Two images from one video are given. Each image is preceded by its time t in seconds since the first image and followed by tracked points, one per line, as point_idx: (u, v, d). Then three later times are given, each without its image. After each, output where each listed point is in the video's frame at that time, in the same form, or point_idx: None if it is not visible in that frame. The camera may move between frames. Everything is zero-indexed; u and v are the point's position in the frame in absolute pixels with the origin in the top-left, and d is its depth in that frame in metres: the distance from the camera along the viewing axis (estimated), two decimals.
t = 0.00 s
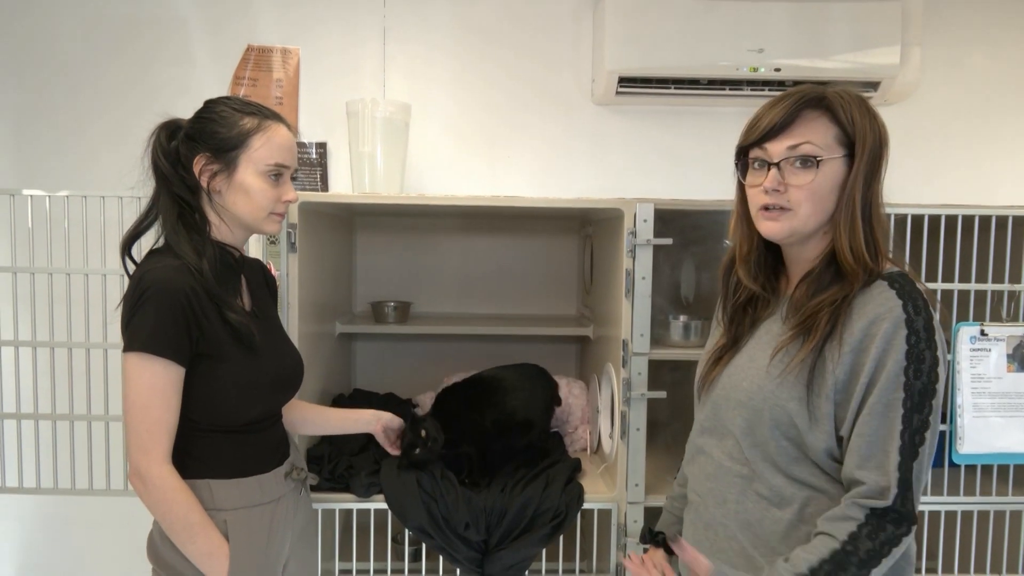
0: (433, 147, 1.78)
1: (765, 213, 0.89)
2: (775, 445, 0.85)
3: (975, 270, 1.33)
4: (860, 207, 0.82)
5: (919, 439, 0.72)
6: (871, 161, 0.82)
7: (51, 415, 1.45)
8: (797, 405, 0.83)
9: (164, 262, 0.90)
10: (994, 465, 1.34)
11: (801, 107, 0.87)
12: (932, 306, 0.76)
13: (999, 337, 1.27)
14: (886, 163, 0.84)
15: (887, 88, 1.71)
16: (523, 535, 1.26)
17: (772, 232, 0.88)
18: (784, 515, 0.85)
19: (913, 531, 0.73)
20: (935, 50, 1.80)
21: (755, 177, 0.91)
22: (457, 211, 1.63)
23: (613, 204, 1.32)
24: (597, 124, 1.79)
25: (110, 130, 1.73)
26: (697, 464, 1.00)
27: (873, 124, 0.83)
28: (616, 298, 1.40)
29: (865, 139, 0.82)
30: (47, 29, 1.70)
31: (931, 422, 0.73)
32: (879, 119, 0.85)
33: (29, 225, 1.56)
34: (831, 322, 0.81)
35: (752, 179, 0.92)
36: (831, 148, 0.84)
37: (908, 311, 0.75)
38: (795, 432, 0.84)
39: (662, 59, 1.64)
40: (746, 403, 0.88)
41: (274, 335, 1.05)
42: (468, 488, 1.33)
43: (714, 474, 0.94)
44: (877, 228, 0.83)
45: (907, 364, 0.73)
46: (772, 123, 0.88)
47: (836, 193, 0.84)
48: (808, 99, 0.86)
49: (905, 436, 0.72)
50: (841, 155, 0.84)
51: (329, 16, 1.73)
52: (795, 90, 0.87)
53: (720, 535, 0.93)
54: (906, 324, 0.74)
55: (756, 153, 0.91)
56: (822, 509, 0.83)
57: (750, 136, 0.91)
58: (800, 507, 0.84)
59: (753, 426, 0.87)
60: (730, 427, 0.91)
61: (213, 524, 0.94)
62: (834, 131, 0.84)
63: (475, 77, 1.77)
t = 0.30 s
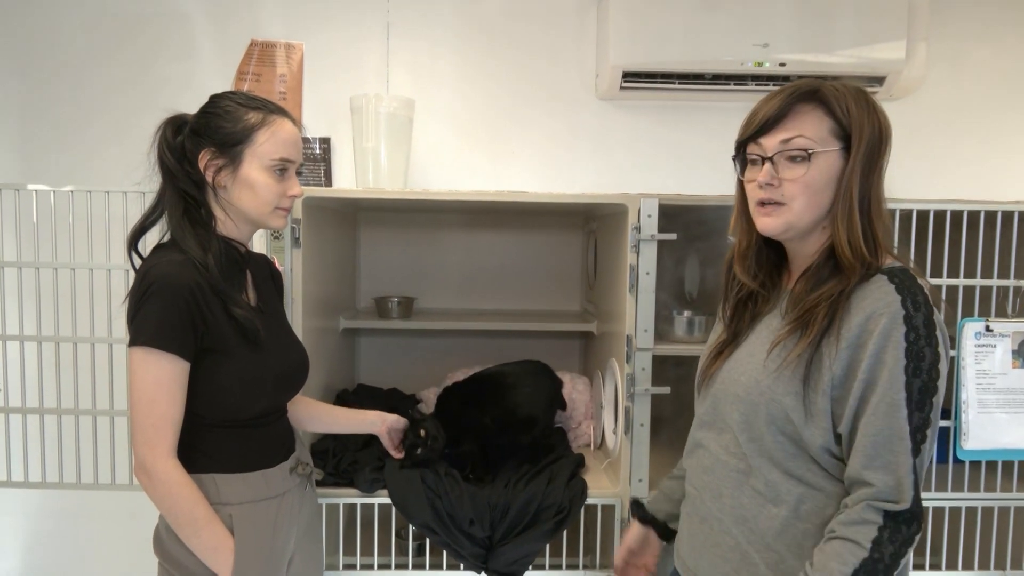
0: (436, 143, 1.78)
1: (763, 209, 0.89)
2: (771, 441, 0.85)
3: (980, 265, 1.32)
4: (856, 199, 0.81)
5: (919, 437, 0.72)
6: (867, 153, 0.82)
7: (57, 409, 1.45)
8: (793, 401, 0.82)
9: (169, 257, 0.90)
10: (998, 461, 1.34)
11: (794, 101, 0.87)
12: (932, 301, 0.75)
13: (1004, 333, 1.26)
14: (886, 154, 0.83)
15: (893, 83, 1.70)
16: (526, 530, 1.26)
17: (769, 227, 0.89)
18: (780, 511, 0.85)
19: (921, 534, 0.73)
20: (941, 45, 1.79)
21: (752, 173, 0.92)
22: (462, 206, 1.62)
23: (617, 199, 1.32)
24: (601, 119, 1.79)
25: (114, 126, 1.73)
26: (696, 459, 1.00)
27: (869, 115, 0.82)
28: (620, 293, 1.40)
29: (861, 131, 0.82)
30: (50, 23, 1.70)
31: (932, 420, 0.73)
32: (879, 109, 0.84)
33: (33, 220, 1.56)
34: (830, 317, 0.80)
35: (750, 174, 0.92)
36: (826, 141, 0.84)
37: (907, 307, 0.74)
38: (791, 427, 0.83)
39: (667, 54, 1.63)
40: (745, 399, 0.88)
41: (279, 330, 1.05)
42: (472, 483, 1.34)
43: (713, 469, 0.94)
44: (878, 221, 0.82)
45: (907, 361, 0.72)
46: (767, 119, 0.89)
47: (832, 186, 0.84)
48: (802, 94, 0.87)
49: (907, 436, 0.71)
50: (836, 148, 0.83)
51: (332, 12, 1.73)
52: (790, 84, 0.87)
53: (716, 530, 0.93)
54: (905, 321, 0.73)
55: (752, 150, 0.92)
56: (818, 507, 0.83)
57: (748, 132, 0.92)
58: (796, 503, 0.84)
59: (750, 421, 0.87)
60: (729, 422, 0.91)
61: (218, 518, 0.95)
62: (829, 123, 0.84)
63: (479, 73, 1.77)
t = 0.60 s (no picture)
0: (438, 143, 1.78)
1: (751, 206, 0.92)
2: (775, 440, 0.86)
3: (984, 260, 1.32)
4: (831, 184, 0.81)
5: (930, 439, 0.71)
6: (840, 137, 0.81)
7: (64, 412, 1.46)
8: (795, 401, 0.83)
9: (174, 259, 0.90)
10: (1004, 456, 1.34)
11: (773, 100, 0.91)
12: (939, 299, 0.75)
13: (1009, 327, 1.26)
14: (870, 138, 0.82)
15: (895, 78, 1.70)
16: (531, 529, 1.26)
17: (753, 221, 0.91)
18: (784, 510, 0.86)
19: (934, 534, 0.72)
20: (943, 41, 1.78)
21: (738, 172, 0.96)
22: (465, 205, 1.62)
23: (620, 197, 1.32)
24: (603, 118, 1.79)
25: (116, 129, 1.73)
26: (698, 456, 1.00)
27: (843, 102, 0.83)
28: (623, 291, 1.40)
29: (832, 117, 0.82)
30: (52, 27, 1.71)
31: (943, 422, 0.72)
32: (862, 97, 0.84)
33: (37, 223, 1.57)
34: (832, 316, 0.81)
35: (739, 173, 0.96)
36: (796, 130, 0.85)
37: (912, 307, 0.73)
38: (795, 428, 0.84)
39: (668, 51, 1.63)
40: (747, 399, 0.88)
41: (284, 331, 1.05)
42: (477, 483, 1.34)
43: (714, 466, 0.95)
44: (864, 207, 0.81)
45: (913, 362, 0.72)
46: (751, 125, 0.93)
47: (809, 171, 0.84)
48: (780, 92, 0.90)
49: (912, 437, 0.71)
50: (810, 135, 0.84)
51: (333, 13, 1.73)
52: (764, 90, 0.92)
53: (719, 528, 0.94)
54: (909, 320, 0.73)
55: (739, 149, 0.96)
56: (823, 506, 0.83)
57: (739, 139, 0.96)
58: (800, 503, 0.84)
59: (754, 422, 0.87)
60: (732, 421, 0.91)
61: (224, 519, 0.95)
62: (802, 114, 0.86)
63: (478, 72, 1.77)
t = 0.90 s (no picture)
0: (439, 142, 1.78)
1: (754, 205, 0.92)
2: (779, 443, 0.86)
3: (987, 258, 1.32)
4: (828, 180, 0.81)
5: (928, 447, 0.71)
6: (835, 131, 0.81)
7: (66, 411, 1.46)
8: (800, 406, 0.82)
9: (177, 259, 0.90)
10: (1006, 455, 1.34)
11: (773, 100, 0.91)
12: (946, 303, 0.74)
13: (1011, 326, 1.26)
14: (869, 131, 0.81)
15: (897, 77, 1.69)
16: (533, 528, 1.27)
17: (756, 220, 0.91)
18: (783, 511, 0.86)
19: (915, 542, 0.71)
20: (945, 38, 1.78)
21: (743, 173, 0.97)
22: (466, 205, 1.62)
23: (621, 196, 1.32)
24: (604, 117, 1.79)
25: (118, 129, 1.74)
26: (699, 454, 1.01)
27: (839, 97, 0.83)
28: (625, 290, 1.40)
29: (827, 113, 0.82)
30: (54, 28, 1.71)
31: (945, 428, 0.71)
32: (862, 91, 0.83)
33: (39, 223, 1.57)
34: (839, 316, 0.80)
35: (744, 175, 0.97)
36: (792, 127, 0.86)
37: (916, 311, 0.73)
38: (799, 430, 0.84)
39: (669, 50, 1.63)
40: (751, 400, 0.88)
41: (288, 331, 1.05)
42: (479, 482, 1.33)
43: (715, 465, 0.95)
44: (865, 202, 0.80)
45: (914, 367, 0.71)
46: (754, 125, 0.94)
47: (806, 166, 0.84)
48: (780, 92, 0.90)
49: (907, 442, 0.70)
50: (806, 131, 0.85)
51: (334, 12, 1.73)
52: (765, 89, 0.93)
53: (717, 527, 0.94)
54: (913, 324, 0.72)
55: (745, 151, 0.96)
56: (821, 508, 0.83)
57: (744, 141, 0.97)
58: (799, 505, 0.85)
59: (758, 423, 0.87)
60: (736, 421, 0.91)
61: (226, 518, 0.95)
62: (797, 111, 0.86)
63: (479, 71, 1.77)
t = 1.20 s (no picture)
0: (439, 141, 1.78)
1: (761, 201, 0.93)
2: (782, 444, 0.86)
3: (986, 258, 1.32)
4: (828, 173, 0.81)
5: (922, 446, 0.70)
6: (839, 128, 0.81)
7: (66, 409, 1.46)
8: (804, 406, 0.82)
9: (186, 257, 0.91)
10: (1005, 455, 1.34)
11: (784, 102, 0.93)
12: (952, 306, 0.74)
13: (1011, 326, 1.26)
14: (875, 127, 0.81)
15: (897, 76, 1.69)
16: (532, 527, 1.27)
17: (762, 217, 0.92)
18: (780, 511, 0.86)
19: (892, 543, 0.70)
20: (946, 38, 1.78)
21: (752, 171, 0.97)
22: (466, 204, 1.62)
23: (621, 196, 1.32)
24: (604, 117, 1.79)
25: (118, 127, 1.74)
26: (702, 454, 1.01)
27: (843, 95, 0.83)
28: (624, 290, 1.40)
29: (830, 109, 0.83)
30: (54, 26, 1.71)
31: (941, 429, 0.70)
32: (870, 91, 0.83)
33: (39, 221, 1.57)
34: (842, 316, 0.80)
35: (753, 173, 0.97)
36: (798, 125, 0.87)
37: (921, 310, 0.73)
38: (801, 432, 0.84)
39: (669, 49, 1.63)
40: (753, 399, 0.88)
41: (295, 333, 1.05)
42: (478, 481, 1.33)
43: (717, 464, 0.95)
44: (869, 196, 0.80)
45: (914, 365, 0.71)
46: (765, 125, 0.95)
47: (809, 162, 0.84)
48: (790, 94, 0.91)
49: (897, 438, 0.70)
50: (810, 127, 0.85)
51: (335, 11, 1.73)
52: (775, 90, 0.94)
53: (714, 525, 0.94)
54: (917, 324, 0.73)
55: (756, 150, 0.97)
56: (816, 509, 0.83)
57: (755, 140, 0.98)
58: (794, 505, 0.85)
59: (760, 423, 0.87)
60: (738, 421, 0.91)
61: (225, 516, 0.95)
62: (804, 109, 0.87)
63: (479, 70, 1.77)
